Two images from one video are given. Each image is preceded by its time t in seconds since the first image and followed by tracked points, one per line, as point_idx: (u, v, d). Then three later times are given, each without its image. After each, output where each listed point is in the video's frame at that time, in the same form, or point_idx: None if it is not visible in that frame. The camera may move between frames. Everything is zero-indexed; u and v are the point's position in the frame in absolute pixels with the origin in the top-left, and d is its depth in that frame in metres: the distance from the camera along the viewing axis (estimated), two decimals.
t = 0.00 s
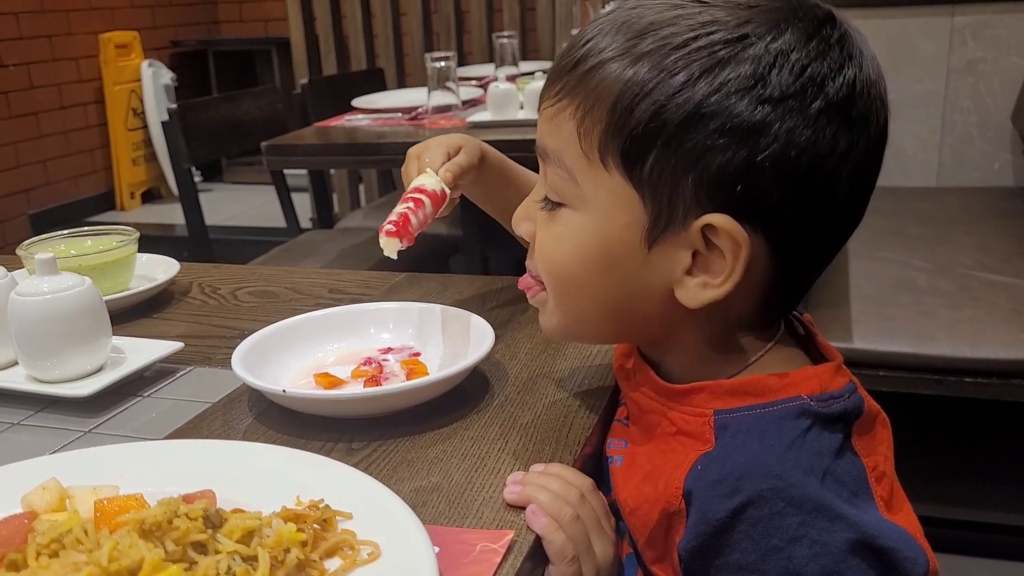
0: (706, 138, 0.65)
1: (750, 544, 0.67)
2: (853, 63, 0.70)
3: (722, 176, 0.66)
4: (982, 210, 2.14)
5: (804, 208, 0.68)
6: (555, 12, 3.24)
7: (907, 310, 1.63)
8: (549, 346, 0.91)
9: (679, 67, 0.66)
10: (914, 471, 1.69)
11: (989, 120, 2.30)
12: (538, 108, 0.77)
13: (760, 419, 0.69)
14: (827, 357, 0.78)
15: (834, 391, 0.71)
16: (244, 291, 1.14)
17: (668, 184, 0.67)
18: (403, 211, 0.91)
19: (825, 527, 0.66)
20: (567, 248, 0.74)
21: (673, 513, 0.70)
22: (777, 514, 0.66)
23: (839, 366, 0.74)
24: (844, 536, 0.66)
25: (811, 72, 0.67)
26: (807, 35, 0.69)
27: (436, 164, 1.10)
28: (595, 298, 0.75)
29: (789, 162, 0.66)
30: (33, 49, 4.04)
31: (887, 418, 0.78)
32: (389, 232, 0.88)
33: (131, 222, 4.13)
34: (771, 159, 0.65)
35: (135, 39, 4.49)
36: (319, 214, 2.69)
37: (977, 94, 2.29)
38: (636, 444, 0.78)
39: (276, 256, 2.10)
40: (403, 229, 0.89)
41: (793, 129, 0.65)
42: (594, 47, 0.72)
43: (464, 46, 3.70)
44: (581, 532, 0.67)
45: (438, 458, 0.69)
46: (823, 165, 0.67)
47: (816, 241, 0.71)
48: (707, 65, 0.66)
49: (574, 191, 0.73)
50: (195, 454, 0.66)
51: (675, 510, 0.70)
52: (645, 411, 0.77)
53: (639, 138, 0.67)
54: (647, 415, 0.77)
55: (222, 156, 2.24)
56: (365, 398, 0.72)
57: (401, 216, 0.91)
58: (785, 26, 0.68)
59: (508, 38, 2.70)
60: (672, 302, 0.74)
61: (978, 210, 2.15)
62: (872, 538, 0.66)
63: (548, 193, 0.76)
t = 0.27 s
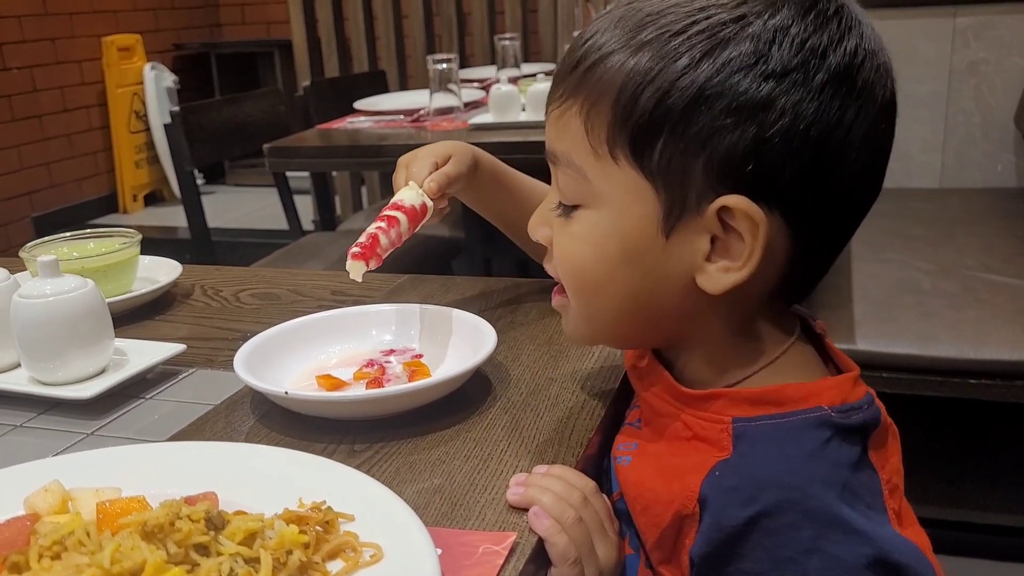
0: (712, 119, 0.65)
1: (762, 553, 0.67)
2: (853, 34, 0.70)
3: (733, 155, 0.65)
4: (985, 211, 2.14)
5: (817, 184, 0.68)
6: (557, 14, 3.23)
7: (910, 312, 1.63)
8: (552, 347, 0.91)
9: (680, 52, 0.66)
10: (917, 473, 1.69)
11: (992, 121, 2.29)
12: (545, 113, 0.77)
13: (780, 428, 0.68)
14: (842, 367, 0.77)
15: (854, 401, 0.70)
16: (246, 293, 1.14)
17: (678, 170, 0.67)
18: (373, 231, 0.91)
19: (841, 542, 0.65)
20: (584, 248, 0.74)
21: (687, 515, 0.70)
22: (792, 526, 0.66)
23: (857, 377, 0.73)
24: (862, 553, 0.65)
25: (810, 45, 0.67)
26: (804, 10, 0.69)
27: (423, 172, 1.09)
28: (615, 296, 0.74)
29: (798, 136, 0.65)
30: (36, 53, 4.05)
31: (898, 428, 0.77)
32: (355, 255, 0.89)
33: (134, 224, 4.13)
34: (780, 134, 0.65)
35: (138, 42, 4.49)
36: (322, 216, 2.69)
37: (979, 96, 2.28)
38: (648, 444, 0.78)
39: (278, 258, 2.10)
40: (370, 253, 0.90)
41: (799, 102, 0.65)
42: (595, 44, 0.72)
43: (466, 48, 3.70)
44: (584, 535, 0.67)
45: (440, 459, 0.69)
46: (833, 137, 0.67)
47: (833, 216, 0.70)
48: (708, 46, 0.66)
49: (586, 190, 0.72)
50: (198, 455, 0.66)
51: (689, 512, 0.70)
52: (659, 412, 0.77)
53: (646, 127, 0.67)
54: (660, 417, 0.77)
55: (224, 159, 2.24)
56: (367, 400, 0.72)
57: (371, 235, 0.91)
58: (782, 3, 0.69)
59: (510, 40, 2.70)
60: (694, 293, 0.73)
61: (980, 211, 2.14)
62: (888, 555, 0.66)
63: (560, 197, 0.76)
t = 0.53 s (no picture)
0: (730, 124, 0.64)
1: (782, 559, 0.67)
2: (875, 30, 0.67)
3: (751, 161, 0.64)
4: (985, 213, 2.14)
5: (840, 187, 0.66)
6: (558, 17, 3.24)
7: (911, 314, 1.63)
8: (554, 350, 0.91)
9: (697, 55, 0.65)
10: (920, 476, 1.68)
11: (992, 123, 2.29)
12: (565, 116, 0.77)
13: (802, 435, 0.68)
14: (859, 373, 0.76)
15: (875, 411, 0.70)
16: (247, 296, 1.14)
17: (696, 176, 0.66)
18: (374, 233, 0.91)
19: (862, 552, 0.65)
20: (607, 252, 0.74)
21: (704, 518, 0.69)
22: (815, 532, 0.65)
23: (876, 386, 0.72)
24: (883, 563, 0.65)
25: (831, 43, 0.65)
26: (823, 7, 0.67)
27: (426, 172, 1.09)
28: (635, 299, 0.74)
29: (818, 138, 0.64)
30: (37, 56, 4.05)
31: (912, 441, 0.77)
32: (357, 259, 0.89)
33: (135, 227, 4.13)
34: (800, 137, 0.64)
35: (139, 45, 4.50)
36: (323, 219, 2.70)
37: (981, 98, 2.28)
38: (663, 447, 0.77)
39: (279, 261, 2.10)
40: (371, 256, 0.90)
41: (819, 104, 0.64)
42: (613, 47, 0.71)
43: (467, 51, 3.71)
44: (584, 537, 0.67)
45: (441, 462, 0.69)
46: (855, 138, 0.65)
47: (856, 218, 0.69)
48: (724, 50, 0.65)
49: (606, 193, 0.72)
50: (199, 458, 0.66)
51: (707, 515, 0.69)
52: (677, 415, 0.76)
53: (664, 132, 0.67)
54: (676, 420, 0.76)
55: (226, 162, 2.24)
56: (368, 403, 0.72)
57: (373, 238, 0.91)
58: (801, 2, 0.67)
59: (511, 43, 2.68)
60: (715, 296, 0.73)
61: (981, 213, 2.14)
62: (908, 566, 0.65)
63: (581, 199, 0.75)
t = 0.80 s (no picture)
0: (760, 135, 0.62)
1: (801, 567, 0.64)
2: (908, 36, 0.65)
3: (780, 171, 0.63)
4: (987, 216, 2.14)
5: (870, 197, 0.64)
6: (559, 19, 3.24)
7: (913, 317, 1.63)
8: (556, 353, 0.91)
9: (726, 63, 0.63)
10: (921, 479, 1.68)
11: (994, 126, 2.29)
12: (585, 119, 0.75)
13: (822, 443, 0.66)
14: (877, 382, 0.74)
15: (895, 419, 0.68)
16: (249, 298, 1.14)
17: (724, 185, 0.65)
18: (376, 256, 0.91)
19: (883, 562, 0.62)
20: (630, 258, 0.72)
21: (722, 524, 0.68)
22: (836, 541, 0.63)
23: (893, 392, 0.71)
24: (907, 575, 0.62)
25: (864, 51, 0.63)
26: (856, 13, 0.65)
27: (424, 185, 1.09)
28: (659, 305, 0.72)
29: (850, 149, 0.62)
30: (39, 58, 4.06)
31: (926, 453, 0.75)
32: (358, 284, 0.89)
33: (137, 229, 4.14)
34: (830, 148, 0.62)
35: (141, 47, 4.50)
36: (324, 221, 2.70)
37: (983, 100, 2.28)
38: (675, 455, 0.75)
39: (281, 263, 2.10)
40: (373, 279, 0.90)
41: (852, 114, 0.62)
42: (636, 52, 0.69)
43: (468, 54, 3.71)
44: (586, 540, 0.67)
45: (444, 465, 0.69)
46: (888, 148, 0.63)
47: (885, 227, 0.67)
48: (755, 58, 0.63)
49: (631, 199, 0.70)
50: (201, 460, 0.66)
51: (725, 522, 0.68)
52: (692, 421, 0.74)
53: (691, 142, 0.65)
54: (690, 426, 0.75)
55: (227, 164, 2.24)
56: (371, 405, 0.72)
57: (374, 261, 0.91)
58: (833, 7, 0.65)
59: (512, 45, 2.69)
60: (740, 304, 0.71)
61: (983, 216, 2.14)
62: None
63: (605, 201, 0.73)
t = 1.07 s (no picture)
0: (788, 143, 0.62)
1: (819, 560, 0.64)
2: (923, 31, 0.65)
3: (809, 178, 0.62)
4: (988, 216, 2.14)
5: (896, 196, 0.64)
6: (560, 19, 3.24)
7: (914, 316, 1.63)
8: (557, 353, 0.91)
9: (748, 72, 0.63)
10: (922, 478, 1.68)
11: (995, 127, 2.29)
12: (597, 130, 0.73)
13: (843, 438, 0.65)
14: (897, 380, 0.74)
15: (915, 416, 0.67)
16: (250, 298, 1.14)
17: (754, 195, 0.64)
18: (390, 260, 0.90)
19: (902, 558, 0.62)
20: (656, 271, 0.70)
21: (743, 517, 0.68)
22: (855, 534, 0.63)
23: (914, 390, 0.70)
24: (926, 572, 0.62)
25: (884, 51, 0.63)
26: (871, 11, 0.64)
27: (432, 187, 1.09)
28: (687, 315, 0.71)
29: (877, 151, 0.62)
30: (41, 57, 4.06)
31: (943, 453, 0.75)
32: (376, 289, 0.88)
33: (138, 228, 4.14)
34: (858, 151, 0.62)
35: (142, 47, 4.50)
36: (325, 220, 2.70)
37: (985, 99, 2.27)
38: (693, 452, 0.75)
39: (282, 263, 2.10)
40: (389, 284, 0.89)
41: (878, 116, 0.61)
42: (650, 63, 0.68)
43: (469, 53, 3.71)
44: (588, 540, 0.67)
45: (445, 465, 0.69)
46: (913, 146, 0.63)
47: (910, 224, 0.67)
48: (777, 65, 0.62)
49: (655, 211, 0.69)
50: (201, 460, 0.66)
51: (746, 515, 0.68)
52: (709, 417, 0.74)
53: (715, 153, 0.64)
54: (708, 423, 0.74)
55: (228, 163, 2.24)
56: (372, 405, 0.72)
57: (389, 265, 0.90)
58: (848, 8, 0.64)
59: (513, 45, 2.69)
60: (770, 310, 0.70)
61: (984, 216, 2.14)
62: None
63: (625, 213, 0.72)
